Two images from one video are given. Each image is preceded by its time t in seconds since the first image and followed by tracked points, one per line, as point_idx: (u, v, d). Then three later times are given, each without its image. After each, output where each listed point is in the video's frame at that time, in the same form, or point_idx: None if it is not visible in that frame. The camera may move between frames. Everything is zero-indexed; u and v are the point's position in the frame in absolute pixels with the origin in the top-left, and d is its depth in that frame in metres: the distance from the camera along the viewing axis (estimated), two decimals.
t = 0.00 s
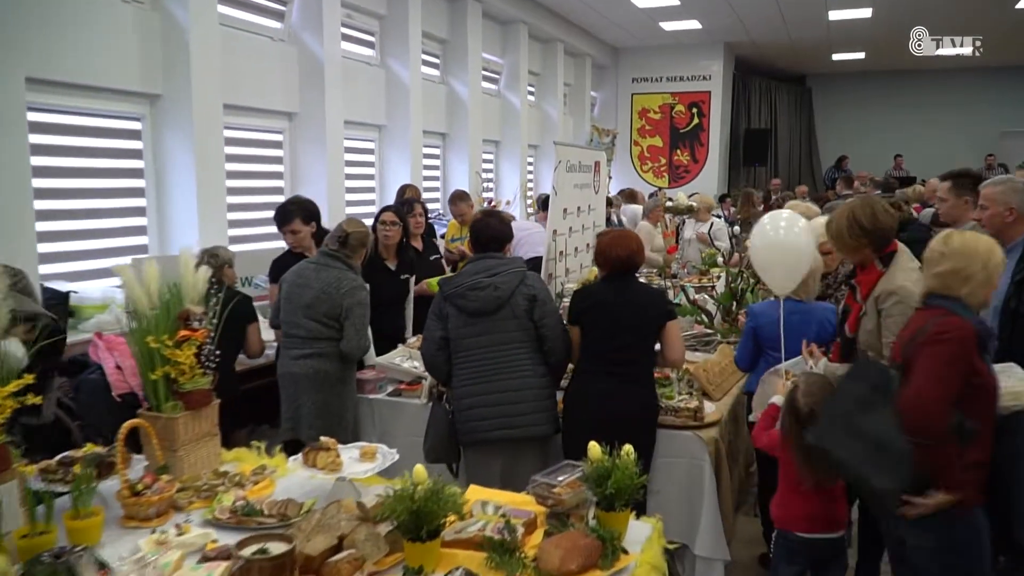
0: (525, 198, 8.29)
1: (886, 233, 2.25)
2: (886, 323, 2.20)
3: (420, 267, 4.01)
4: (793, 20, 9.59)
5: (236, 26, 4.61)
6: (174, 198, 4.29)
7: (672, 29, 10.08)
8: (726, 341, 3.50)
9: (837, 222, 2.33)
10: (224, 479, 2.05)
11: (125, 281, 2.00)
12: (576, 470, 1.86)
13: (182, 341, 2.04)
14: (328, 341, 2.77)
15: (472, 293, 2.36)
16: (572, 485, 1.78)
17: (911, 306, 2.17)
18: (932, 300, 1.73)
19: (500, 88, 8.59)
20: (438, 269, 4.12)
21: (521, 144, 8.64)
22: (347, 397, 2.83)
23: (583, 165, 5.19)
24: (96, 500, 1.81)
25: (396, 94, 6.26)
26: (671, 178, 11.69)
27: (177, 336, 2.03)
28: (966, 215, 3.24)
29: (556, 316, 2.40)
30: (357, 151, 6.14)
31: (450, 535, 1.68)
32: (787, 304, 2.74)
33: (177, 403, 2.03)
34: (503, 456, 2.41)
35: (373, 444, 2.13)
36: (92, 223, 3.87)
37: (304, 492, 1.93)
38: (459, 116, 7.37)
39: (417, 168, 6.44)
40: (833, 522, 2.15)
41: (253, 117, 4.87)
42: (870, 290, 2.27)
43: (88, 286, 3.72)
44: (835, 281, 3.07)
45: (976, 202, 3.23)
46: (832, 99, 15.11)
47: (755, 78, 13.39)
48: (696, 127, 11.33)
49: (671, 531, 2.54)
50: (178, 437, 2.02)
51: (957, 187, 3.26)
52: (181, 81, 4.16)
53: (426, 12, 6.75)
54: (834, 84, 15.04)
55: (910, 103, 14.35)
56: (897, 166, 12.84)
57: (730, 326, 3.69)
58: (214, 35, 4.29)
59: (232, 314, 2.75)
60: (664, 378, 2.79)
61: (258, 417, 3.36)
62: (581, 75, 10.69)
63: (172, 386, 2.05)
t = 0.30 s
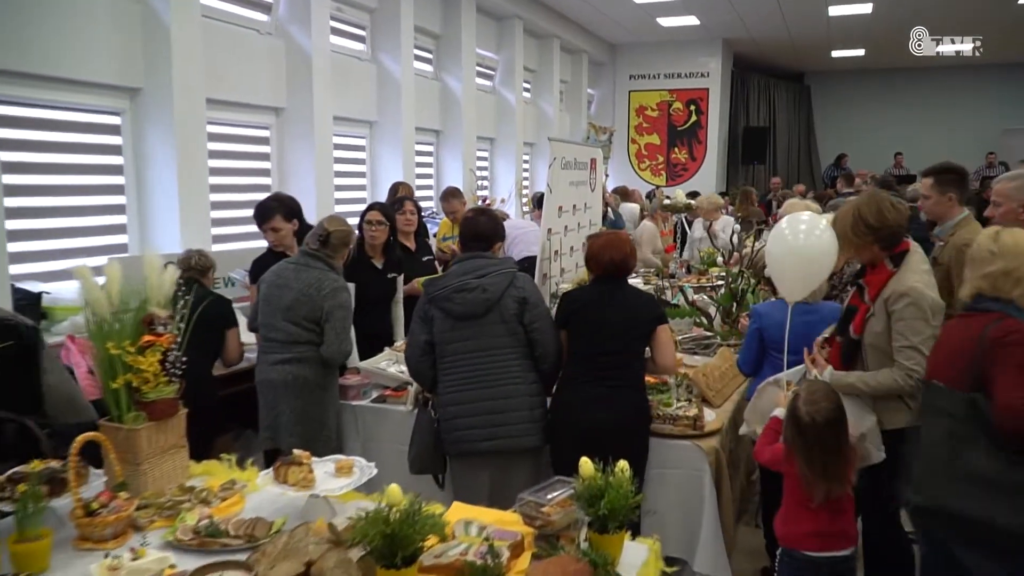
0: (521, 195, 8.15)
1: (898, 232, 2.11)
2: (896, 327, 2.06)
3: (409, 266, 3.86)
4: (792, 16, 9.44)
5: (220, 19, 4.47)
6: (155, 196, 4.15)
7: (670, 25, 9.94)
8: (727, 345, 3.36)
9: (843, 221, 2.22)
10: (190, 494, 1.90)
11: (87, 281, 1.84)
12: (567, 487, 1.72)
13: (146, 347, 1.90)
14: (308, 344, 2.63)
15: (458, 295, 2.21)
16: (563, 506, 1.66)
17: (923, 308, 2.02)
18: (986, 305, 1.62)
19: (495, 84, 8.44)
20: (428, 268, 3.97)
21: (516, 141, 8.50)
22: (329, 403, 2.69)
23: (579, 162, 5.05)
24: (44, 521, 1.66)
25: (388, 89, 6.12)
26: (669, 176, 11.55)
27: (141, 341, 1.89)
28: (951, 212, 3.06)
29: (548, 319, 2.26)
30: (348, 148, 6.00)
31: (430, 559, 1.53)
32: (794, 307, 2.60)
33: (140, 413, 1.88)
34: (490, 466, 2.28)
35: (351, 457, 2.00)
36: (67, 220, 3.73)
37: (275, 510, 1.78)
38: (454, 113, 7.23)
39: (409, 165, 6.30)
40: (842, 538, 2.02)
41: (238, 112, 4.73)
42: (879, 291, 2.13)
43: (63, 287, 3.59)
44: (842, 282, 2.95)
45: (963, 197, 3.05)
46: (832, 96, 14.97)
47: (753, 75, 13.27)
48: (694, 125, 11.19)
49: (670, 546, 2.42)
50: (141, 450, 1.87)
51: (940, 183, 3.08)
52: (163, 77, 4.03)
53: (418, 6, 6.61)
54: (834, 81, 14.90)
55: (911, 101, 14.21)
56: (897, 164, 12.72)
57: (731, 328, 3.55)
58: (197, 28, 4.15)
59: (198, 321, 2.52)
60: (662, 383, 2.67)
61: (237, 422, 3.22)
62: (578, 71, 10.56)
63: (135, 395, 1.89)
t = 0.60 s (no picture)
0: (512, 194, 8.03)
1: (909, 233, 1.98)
2: (909, 334, 1.94)
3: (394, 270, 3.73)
4: (788, 14, 9.34)
5: (202, 13, 4.33)
6: (133, 195, 4.01)
7: (665, 22, 9.83)
8: (724, 350, 3.22)
9: (848, 223, 2.04)
10: (148, 519, 1.75)
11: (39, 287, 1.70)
12: (554, 510, 1.58)
13: (103, 358, 1.74)
14: (283, 352, 2.50)
15: (439, 300, 2.09)
16: (547, 530, 1.50)
17: (940, 314, 1.91)
18: None
19: (487, 82, 8.31)
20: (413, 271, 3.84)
21: (508, 139, 8.36)
22: (306, 414, 2.56)
23: (571, 161, 4.93)
24: None
25: (376, 86, 5.99)
26: (663, 175, 11.43)
27: (98, 352, 1.73)
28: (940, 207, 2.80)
29: (534, 326, 2.14)
30: (335, 146, 5.85)
31: None
32: (791, 310, 2.48)
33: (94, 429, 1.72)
34: (471, 481, 2.15)
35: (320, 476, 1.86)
36: (40, 221, 3.59)
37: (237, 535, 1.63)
38: (444, 111, 7.09)
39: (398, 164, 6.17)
40: (850, 561, 1.88)
41: (221, 110, 4.59)
42: (892, 296, 2.00)
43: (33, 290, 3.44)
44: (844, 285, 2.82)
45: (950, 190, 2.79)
46: (827, 95, 14.86)
47: (748, 73, 13.17)
48: (689, 123, 11.08)
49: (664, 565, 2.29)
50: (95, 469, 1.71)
51: (924, 177, 2.81)
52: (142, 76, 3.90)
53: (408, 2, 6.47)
54: (829, 80, 14.79)
55: (906, 100, 14.13)
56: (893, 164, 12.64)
57: (726, 333, 3.42)
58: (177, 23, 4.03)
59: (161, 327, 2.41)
60: (655, 392, 2.56)
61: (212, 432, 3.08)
62: (571, 69, 10.43)
63: (90, 410, 1.74)
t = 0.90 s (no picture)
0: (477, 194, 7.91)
1: (870, 238, 1.90)
2: (884, 340, 1.87)
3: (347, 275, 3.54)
4: (754, 14, 9.34)
5: (150, 5, 4.16)
6: (76, 195, 3.82)
7: (631, 21, 9.77)
8: (689, 354, 3.13)
9: (803, 240, 1.97)
10: (69, 545, 1.51)
11: None
12: (507, 532, 1.46)
13: (17, 369, 1.45)
14: (225, 360, 2.36)
15: (385, 305, 1.97)
16: (495, 555, 1.38)
17: (915, 319, 1.84)
18: None
19: (451, 80, 8.18)
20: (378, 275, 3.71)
21: (473, 138, 8.25)
22: (250, 425, 2.43)
23: (536, 160, 4.83)
24: None
25: (336, 83, 5.84)
26: (631, 175, 11.39)
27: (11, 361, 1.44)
28: (900, 212, 2.75)
29: (485, 334, 2.03)
30: (294, 145, 5.68)
31: None
32: (758, 313, 2.39)
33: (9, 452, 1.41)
34: (417, 498, 2.03)
35: (257, 496, 1.73)
36: None
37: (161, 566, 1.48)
38: (407, 109, 6.96)
39: (359, 163, 6.02)
40: None
41: (171, 106, 4.42)
42: (865, 303, 1.92)
43: None
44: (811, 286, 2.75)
45: (910, 195, 2.74)
46: (792, 95, 14.93)
47: (715, 73, 13.18)
48: (656, 123, 11.04)
49: None
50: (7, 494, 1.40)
51: (883, 182, 2.76)
52: (85, 68, 3.73)
53: None
54: (794, 81, 14.87)
55: (870, 100, 14.23)
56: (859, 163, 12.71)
57: (692, 335, 3.34)
58: (121, 13, 3.87)
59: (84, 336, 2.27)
60: (617, 399, 2.49)
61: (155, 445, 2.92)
62: (538, 68, 10.34)
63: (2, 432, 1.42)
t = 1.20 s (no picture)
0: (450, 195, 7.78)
1: (847, 246, 1.81)
2: (864, 351, 1.78)
3: (309, 282, 3.41)
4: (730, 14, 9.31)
5: None
6: (23, 197, 3.66)
7: (606, 20, 9.69)
8: (662, 361, 3.04)
9: (775, 248, 1.88)
10: None
11: None
12: (456, 562, 1.34)
13: None
14: (173, 368, 2.24)
15: (344, 319, 1.84)
16: None
17: (896, 328, 1.76)
18: None
19: (423, 79, 8.05)
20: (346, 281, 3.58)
21: (446, 138, 8.13)
22: (197, 442, 2.30)
23: (508, 161, 4.73)
24: None
25: (303, 82, 5.69)
26: (607, 176, 11.31)
27: None
28: (875, 212, 2.67)
29: (450, 353, 1.91)
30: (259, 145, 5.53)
31: None
32: (735, 319, 2.29)
33: None
34: (365, 524, 1.91)
35: (190, 525, 1.62)
36: None
37: None
38: (377, 109, 6.82)
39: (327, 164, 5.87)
40: None
41: (127, 105, 4.26)
42: (843, 312, 1.83)
43: None
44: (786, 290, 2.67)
45: (886, 195, 2.67)
46: (767, 96, 14.93)
47: (691, 73, 13.16)
48: (632, 123, 10.98)
49: None
50: None
51: (857, 183, 2.68)
52: (33, 66, 3.58)
53: None
54: (769, 82, 14.88)
55: (845, 101, 14.27)
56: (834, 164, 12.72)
57: (665, 340, 3.25)
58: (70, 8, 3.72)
59: (15, 344, 2.17)
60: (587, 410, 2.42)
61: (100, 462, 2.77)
62: (512, 68, 10.24)
63: None
